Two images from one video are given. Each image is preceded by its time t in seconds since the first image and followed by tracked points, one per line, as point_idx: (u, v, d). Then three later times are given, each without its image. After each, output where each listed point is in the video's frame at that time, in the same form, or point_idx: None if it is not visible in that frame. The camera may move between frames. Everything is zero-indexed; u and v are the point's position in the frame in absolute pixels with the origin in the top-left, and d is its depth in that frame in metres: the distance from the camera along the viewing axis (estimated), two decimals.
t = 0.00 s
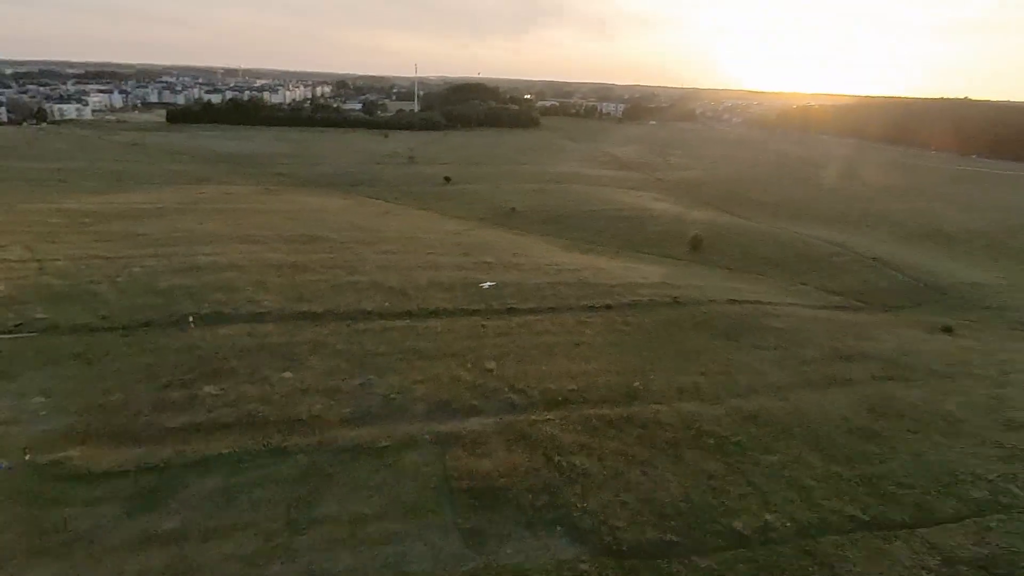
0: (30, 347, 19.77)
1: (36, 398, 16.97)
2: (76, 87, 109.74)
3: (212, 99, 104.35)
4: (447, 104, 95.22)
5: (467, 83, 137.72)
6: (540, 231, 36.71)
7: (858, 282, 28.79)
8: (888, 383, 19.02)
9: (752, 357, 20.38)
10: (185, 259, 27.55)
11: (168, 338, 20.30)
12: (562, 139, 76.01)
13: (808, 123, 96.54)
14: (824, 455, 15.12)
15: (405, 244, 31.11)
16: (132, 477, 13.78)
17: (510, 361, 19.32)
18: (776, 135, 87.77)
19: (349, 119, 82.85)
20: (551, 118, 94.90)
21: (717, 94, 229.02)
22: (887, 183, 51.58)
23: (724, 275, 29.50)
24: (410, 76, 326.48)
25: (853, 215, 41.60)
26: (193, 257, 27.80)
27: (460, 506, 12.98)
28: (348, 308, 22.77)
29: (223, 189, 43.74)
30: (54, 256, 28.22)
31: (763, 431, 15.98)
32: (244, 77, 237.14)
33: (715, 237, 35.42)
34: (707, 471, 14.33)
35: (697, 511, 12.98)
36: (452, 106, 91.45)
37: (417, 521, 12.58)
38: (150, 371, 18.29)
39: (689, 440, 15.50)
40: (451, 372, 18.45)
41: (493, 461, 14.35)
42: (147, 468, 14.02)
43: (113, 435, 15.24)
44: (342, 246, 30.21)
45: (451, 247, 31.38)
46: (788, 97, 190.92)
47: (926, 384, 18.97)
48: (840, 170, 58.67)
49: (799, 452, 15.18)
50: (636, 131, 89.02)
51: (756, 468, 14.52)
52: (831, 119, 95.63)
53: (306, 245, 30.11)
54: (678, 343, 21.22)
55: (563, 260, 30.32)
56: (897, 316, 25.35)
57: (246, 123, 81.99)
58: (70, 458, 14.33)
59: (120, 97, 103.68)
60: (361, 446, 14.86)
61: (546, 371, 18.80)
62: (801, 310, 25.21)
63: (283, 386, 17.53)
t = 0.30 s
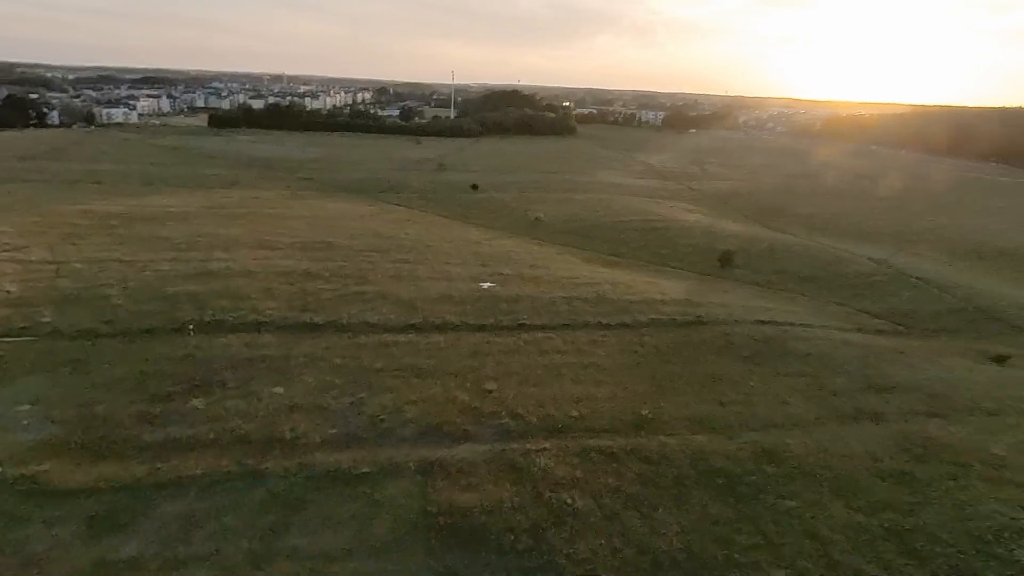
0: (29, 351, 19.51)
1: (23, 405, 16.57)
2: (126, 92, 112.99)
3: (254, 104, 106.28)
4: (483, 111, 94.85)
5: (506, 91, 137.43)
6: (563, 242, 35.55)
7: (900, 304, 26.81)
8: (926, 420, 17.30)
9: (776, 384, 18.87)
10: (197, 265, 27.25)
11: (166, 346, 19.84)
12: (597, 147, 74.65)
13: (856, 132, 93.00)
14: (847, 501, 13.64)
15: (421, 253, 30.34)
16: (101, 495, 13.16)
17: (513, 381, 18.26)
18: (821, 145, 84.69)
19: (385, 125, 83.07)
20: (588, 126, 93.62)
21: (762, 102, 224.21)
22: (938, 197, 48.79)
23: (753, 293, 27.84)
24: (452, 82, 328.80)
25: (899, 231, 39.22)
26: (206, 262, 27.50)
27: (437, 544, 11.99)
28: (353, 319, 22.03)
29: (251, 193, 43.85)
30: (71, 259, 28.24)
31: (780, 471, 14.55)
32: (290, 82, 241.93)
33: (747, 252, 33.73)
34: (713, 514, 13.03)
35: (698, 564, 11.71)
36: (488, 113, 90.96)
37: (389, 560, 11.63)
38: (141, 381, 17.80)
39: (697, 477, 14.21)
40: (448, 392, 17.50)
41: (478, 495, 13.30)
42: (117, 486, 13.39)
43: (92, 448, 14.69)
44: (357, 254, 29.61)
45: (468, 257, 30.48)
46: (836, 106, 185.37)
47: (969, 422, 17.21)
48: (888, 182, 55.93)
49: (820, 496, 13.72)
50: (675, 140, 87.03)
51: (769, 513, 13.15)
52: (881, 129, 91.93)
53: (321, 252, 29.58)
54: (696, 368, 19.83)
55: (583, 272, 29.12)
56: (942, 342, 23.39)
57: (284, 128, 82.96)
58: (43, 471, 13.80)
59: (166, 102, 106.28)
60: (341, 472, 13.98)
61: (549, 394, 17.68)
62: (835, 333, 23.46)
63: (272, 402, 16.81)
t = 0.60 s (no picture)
0: (24, 359, 19.22)
1: (5, 417, 16.15)
2: (171, 96, 115.61)
3: (291, 108, 107.64)
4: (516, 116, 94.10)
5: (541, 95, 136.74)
6: (585, 252, 34.32)
7: (943, 325, 24.86)
8: (963, 461, 15.63)
9: (796, 415, 17.39)
10: (206, 271, 26.88)
11: (159, 356, 19.35)
12: (629, 153, 73.15)
13: (903, 138, 89.36)
14: (868, 556, 12.21)
15: (434, 262, 29.55)
16: (61, 519, 12.53)
17: (509, 404, 17.20)
18: (866, 152, 81.49)
19: (417, 129, 82.92)
20: (622, 131, 92.05)
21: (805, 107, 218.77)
22: (988, 208, 46.07)
23: (781, 311, 26.18)
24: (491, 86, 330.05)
25: (947, 244, 36.87)
26: (216, 268, 27.14)
27: None
28: (353, 332, 21.27)
29: (274, 197, 43.79)
30: (85, 262, 28.15)
31: (793, 517, 13.17)
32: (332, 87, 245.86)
33: (777, 265, 32.05)
34: (713, 566, 11.77)
35: None
36: (521, 118, 90.20)
37: None
38: (128, 393, 17.28)
39: (699, 522, 12.93)
40: (440, 414, 16.54)
41: (454, 534, 12.27)
42: (80, 509, 12.75)
43: (63, 465, 14.12)
44: (368, 262, 28.95)
45: (482, 266, 29.51)
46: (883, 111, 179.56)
47: (1012, 465, 15.51)
48: (935, 191, 53.19)
49: (836, 550, 12.32)
50: (711, 146, 84.89)
51: (776, 568, 11.81)
52: (930, 135, 88.12)
53: (332, 259, 29.01)
54: (711, 393, 18.42)
55: (600, 285, 27.91)
56: (986, 369, 21.49)
57: (318, 132, 83.56)
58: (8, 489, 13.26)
59: (207, 106, 108.24)
60: (312, 501, 13.11)
61: (547, 419, 16.57)
62: (868, 357, 21.73)
63: (255, 421, 16.07)
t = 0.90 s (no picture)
0: (17, 358, 18.96)
1: None
2: (209, 88, 117.22)
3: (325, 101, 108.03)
4: (548, 111, 92.72)
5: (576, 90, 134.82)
6: (605, 255, 33.07)
7: (984, 346, 23.02)
8: (997, 506, 14.10)
9: (812, 445, 16.01)
10: (213, 269, 26.49)
11: (150, 359, 18.91)
12: (663, 150, 71.23)
13: (954, 138, 85.27)
14: None
15: (445, 264, 28.72)
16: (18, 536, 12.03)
17: (501, 423, 16.20)
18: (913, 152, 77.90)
19: (447, 123, 82.26)
20: (657, 128, 89.96)
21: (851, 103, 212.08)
22: None
23: (808, 325, 24.61)
24: (529, 79, 328.40)
25: (994, 255, 34.57)
26: (223, 266, 26.74)
27: None
28: (350, 339, 20.54)
29: (296, 193, 43.55)
30: (96, 257, 28.04)
31: (797, 567, 11.93)
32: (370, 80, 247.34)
33: (806, 274, 30.36)
34: None
35: None
36: (553, 113, 88.81)
37: None
38: (111, 398, 16.83)
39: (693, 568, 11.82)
40: (425, 432, 15.66)
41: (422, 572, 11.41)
42: (39, 526, 12.23)
43: (31, 476, 13.68)
44: (378, 262, 28.26)
45: (495, 269, 28.54)
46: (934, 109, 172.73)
47: None
48: (986, 195, 50.28)
49: None
50: (749, 144, 82.26)
51: None
52: (983, 135, 83.84)
53: (341, 259, 28.40)
54: (720, 417, 17.12)
55: (616, 291, 26.68)
56: None
57: (349, 126, 83.56)
58: None
59: (244, 98, 109.44)
60: (277, 527, 12.38)
61: (540, 441, 15.52)
62: (899, 380, 20.14)
63: (234, 433, 15.42)
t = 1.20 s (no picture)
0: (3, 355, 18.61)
1: None
2: (243, 82, 118.32)
3: (356, 96, 108.13)
4: (578, 107, 91.25)
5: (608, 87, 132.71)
6: (621, 259, 31.80)
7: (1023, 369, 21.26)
8: None
9: (822, 478, 14.71)
10: (215, 267, 26.01)
11: (134, 360, 18.38)
12: (693, 149, 69.27)
13: (1003, 141, 81.41)
14: None
15: (451, 265, 27.85)
16: None
17: (486, 442, 15.27)
18: (959, 155, 74.50)
19: (475, 119, 81.37)
20: (689, 126, 87.81)
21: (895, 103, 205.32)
22: None
23: (830, 341, 23.06)
24: (564, 75, 326.01)
25: None
26: (225, 263, 26.27)
27: None
28: (341, 343, 19.79)
29: (313, 188, 43.16)
30: (103, 250, 27.82)
31: None
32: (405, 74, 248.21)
33: (833, 284, 28.69)
34: None
35: None
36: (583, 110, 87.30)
37: None
38: (88, 401, 16.30)
39: None
40: (404, 450, 14.80)
41: None
42: None
43: None
44: (383, 263, 27.52)
45: (502, 272, 27.56)
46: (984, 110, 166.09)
47: None
48: None
49: None
50: (785, 144, 79.62)
51: None
52: None
53: (345, 259, 27.72)
54: (723, 443, 15.88)
55: (627, 299, 25.47)
56: None
57: (376, 120, 83.35)
58: None
59: (277, 92, 110.26)
60: (233, 551, 11.65)
61: (524, 464, 14.54)
62: (926, 405, 18.60)
63: (206, 444, 14.74)
